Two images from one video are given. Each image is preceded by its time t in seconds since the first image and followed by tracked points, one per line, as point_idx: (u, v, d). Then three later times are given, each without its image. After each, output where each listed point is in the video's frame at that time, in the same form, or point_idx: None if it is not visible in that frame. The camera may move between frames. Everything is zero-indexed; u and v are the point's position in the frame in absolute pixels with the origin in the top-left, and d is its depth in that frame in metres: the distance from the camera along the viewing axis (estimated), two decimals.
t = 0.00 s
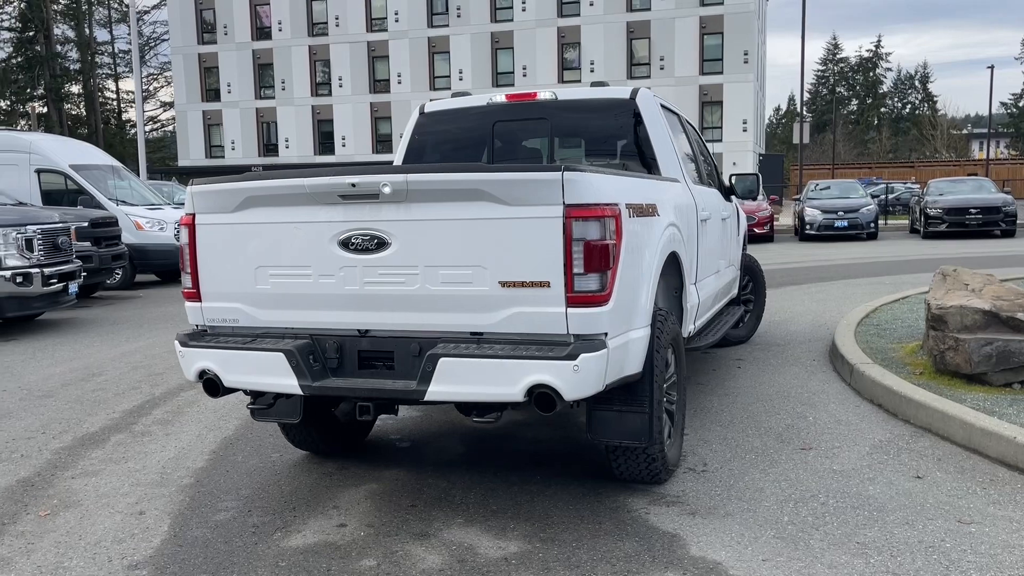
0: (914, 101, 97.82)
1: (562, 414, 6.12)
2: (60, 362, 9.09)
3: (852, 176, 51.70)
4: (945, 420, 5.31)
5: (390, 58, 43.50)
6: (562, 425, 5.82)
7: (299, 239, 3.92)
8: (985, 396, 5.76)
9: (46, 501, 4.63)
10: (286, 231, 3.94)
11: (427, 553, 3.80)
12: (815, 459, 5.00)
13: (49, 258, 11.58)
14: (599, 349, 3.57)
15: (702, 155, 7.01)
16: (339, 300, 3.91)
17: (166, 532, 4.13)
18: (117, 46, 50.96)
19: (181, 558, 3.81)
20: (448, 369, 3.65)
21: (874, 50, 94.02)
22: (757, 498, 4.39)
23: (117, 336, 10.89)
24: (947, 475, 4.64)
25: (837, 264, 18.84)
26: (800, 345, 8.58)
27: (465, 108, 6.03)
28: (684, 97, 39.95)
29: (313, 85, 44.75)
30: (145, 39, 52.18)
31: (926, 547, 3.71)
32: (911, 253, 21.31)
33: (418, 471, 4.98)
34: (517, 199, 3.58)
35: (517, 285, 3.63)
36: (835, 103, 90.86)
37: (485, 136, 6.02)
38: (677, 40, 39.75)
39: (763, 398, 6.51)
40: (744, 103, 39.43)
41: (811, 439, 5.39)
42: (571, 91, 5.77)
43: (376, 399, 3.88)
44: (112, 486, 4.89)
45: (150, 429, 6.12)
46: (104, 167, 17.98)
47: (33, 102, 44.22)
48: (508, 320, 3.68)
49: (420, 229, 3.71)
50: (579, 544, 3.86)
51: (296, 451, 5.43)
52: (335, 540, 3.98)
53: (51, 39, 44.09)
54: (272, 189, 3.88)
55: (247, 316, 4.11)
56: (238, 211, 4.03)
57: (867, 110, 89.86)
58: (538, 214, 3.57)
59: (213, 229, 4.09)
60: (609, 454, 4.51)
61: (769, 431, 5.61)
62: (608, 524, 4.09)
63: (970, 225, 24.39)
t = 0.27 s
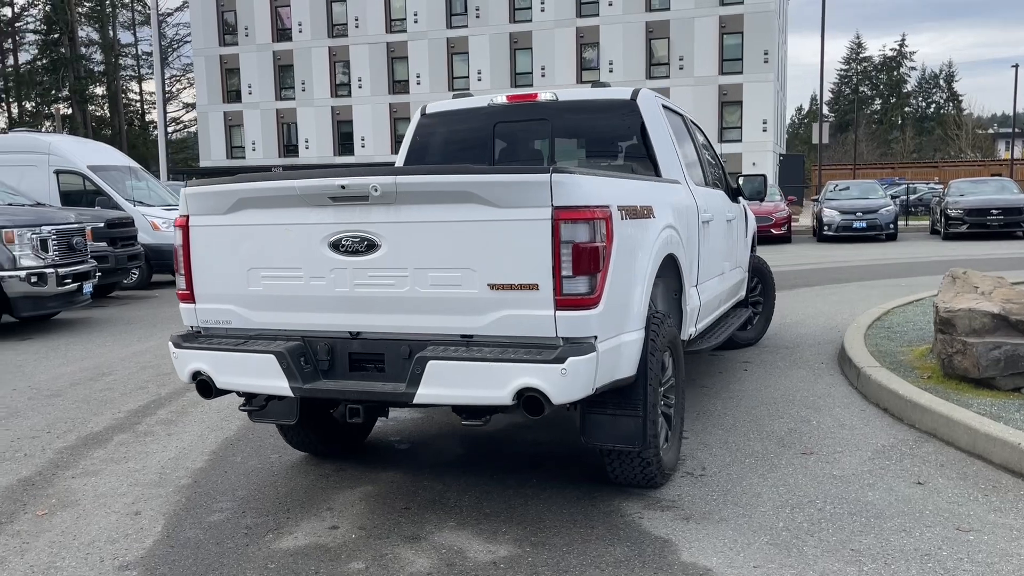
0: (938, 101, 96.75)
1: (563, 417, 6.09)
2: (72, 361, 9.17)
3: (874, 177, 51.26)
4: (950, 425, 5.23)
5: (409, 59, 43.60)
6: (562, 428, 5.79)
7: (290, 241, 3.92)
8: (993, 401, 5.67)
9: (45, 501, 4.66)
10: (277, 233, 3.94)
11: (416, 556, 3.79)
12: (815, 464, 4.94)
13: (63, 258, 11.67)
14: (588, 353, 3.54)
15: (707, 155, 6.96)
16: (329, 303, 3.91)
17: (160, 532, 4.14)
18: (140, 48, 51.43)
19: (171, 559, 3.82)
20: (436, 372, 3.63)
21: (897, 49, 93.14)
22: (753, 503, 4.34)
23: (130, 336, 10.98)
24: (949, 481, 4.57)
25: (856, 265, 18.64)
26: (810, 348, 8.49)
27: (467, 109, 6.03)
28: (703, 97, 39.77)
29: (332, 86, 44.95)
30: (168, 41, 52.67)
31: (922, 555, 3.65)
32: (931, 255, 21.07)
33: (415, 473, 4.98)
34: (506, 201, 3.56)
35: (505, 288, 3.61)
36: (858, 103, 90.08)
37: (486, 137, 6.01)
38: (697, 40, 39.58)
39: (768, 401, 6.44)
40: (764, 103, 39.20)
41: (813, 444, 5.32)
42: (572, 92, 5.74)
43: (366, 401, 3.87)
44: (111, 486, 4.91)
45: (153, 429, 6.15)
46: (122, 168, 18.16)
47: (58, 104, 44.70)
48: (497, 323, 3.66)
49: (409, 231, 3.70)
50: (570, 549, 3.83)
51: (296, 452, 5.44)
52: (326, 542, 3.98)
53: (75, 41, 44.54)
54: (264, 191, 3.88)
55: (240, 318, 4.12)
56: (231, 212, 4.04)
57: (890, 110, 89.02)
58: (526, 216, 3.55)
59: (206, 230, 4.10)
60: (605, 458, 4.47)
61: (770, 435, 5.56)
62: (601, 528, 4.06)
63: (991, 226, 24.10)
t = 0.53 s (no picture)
0: (961, 100, 95.71)
1: (564, 420, 6.07)
2: (84, 361, 9.26)
3: (896, 177, 50.76)
4: (954, 430, 5.16)
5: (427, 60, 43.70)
6: (562, 430, 5.77)
7: (284, 243, 3.93)
8: (1001, 406, 5.58)
9: (45, 500, 4.70)
10: (271, 235, 3.95)
11: (407, 559, 3.78)
12: (816, 469, 4.89)
13: (79, 258, 11.59)
14: (577, 355, 3.52)
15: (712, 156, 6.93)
16: (322, 304, 3.92)
17: (154, 533, 4.17)
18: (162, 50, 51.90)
19: (164, 560, 3.83)
20: (427, 374, 3.62)
21: (920, 49, 92.22)
22: (749, 508, 4.30)
23: (143, 336, 11.07)
24: (951, 487, 4.50)
25: (873, 266, 18.45)
26: (819, 351, 8.41)
27: (469, 111, 6.05)
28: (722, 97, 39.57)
29: (351, 87, 45.12)
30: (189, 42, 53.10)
31: (918, 564, 3.60)
32: (952, 256, 20.83)
33: (413, 475, 4.97)
34: (496, 204, 3.55)
35: (496, 290, 3.60)
36: (879, 103, 89.27)
37: (487, 139, 6.02)
38: (715, 40, 39.38)
39: (772, 405, 6.38)
40: (783, 103, 38.95)
41: (815, 448, 5.27)
42: (573, 94, 5.73)
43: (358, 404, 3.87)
44: (112, 485, 4.95)
45: (158, 429, 6.19)
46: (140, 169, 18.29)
47: (82, 105, 45.21)
48: (487, 326, 3.65)
49: (400, 233, 3.70)
50: (561, 553, 3.81)
51: (296, 453, 5.45)
52: (319, 543, 3.99)
53: (98, 43, 44.94)
54: (257, 193, 3.90)
55: (235, 319, 4.14)
56: (226, 214, 4.05)
57: (912, 110, 88.28)
58: (516, 218, 3.54)
59: (202, 232, 4.12)
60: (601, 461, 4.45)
61: (773, 439, 5.50)
62: (594, 532, 4.04)
63: (1013, 228, 23.85)
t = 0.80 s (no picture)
0: (983, 100, 94.69)
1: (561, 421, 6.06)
2: (93, 360, 9.34)
3: (916, 178, 50.28)
4: (953, 435, 5.10)
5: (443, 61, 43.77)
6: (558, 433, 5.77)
7: (273, 244, 3.95)
8: (1003, 411, 5.52)
9: (41, 499, 4.75)
10: (261, 236, 3.97)
11: (392, 561, 3.79)
12: (811, 473, 4.85)
13: (90, 258, 11.67)
14: (561, 358, 3.52)
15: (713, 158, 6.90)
16: (311, 306, 3.93)
17: (145, 532, 4.20)
18: (182, 51, 52.30)
19: (152, 559, 3.86)
20: (412, 377, 3.63)
21: (942, 48, 91.35)
22: (740, 512, 4.28)
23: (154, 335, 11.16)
24: (946, 493, 4.45)
25: (888, 268, 18.28)
26: (824, 353, 8.34)
27: (468, 113, 6.07)
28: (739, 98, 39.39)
29: (368, 88, 45.26)
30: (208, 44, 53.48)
31: (904, 570, 3.56)
32: (970, 258, 20.61)
33: (406, 477, 4.98)
34: (481, 206, 3.55)
35: (480, 293, 3.60)
36: (900, 103, 88.51)
37: (485, 140, 6.03)
38: (733, 40, 39.20)
39: (772, 408, 6.34)
40: (801, 103, 38.70)
41: (812, 452, 5.23)
42: (571, 96, 5.74)
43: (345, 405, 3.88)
44: (108, 484, 4.99)
45: (158, 428, 6.24)
46: (153, 169, 18.40)
47: (102, 106, 45.65)
48: (472, 328, 3.65)
49: (386, 235, 3.71)
50: (547, 556, 3.81)
51: (292, 454, 5.48)
52: (307, 544, 4.01)
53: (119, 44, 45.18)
54: (247, 195, 3.92)
55: (225, 320, 4.16)
56: (216, 216, 4.08)
57: (933, 110, 87.47)
58: (501, 220, 3.54)
59: (193, 233, 4.15)
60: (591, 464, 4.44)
61: (769, 442, 5.47)
62: (582, 535, 4.03)
63: None
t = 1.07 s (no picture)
0: (1005, 101, 93.70)
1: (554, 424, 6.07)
2: (99, 359, 9.44)
3: (935, 180, 49.88)
4: (945, 440, 5.07)
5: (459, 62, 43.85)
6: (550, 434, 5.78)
7: (258, 247, 3.99)
8: (998, 416, 5.48)
9: (36, 497, 4.82)
10: (246, 239, 4.02)
11: (374, 561, 3.82)
12: (800, 478, 4.84)
13: (101, 259, 11.76)
14: (538, 362, 3.54)
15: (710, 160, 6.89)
16: (295, 308, 3.97)
17: (133, 531, 4.26)
18: (201, 52, 52.71)
19: (137, 558, 3.92)
20: (392, 379, 3.65)
21: (964, 49, 90.48)
22: (724, 516, 4.28)
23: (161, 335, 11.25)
24: (933, 498, 4.43)
25: (902, 271, 18.16)
26: (826, 357, 8.30)
27: (463, 116, 6.11)
28: (756, 99, 39.22)
29: (385, 89, 45.41)
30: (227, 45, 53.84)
31: None
32: (987, 261, 20.42)
33: (396, 478, 5.02)
34: (459, 210, 3.57)
35: (459, 295, 3.63)
36: (920, 103, 87.76)
37: (480, 143, 6.06)
38: (750, 41, 39.04)
39: (768, 411, 6.33)
40: (819, 104, 38.49)
41: (803, 456, 5.22)
42: (564, 98, 5.75)
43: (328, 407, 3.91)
44: (103, 482, 5.06)
45: (156, 427, 6.31)
46: (166, 169, 18.57)
47: (123, 107, 46.10)
48: (452, 331, 3.68)
49: (367, 238, 3.74)
50: (527, 558, 3.82)
51: (285, 454, 5.52)
52: (291, 544, 4.04)
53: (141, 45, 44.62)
54: (232, 197, 3.96)
55: (212, 322, 4.21)
56: (204, 218, 4.12)
57: (954, 111, 86.60)
58: (478, 224, 3.56)
59: (182, 235, 4.20)
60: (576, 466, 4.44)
61: (761, 446, 5.46)
62: (564, 538, 4.04)
63: None
